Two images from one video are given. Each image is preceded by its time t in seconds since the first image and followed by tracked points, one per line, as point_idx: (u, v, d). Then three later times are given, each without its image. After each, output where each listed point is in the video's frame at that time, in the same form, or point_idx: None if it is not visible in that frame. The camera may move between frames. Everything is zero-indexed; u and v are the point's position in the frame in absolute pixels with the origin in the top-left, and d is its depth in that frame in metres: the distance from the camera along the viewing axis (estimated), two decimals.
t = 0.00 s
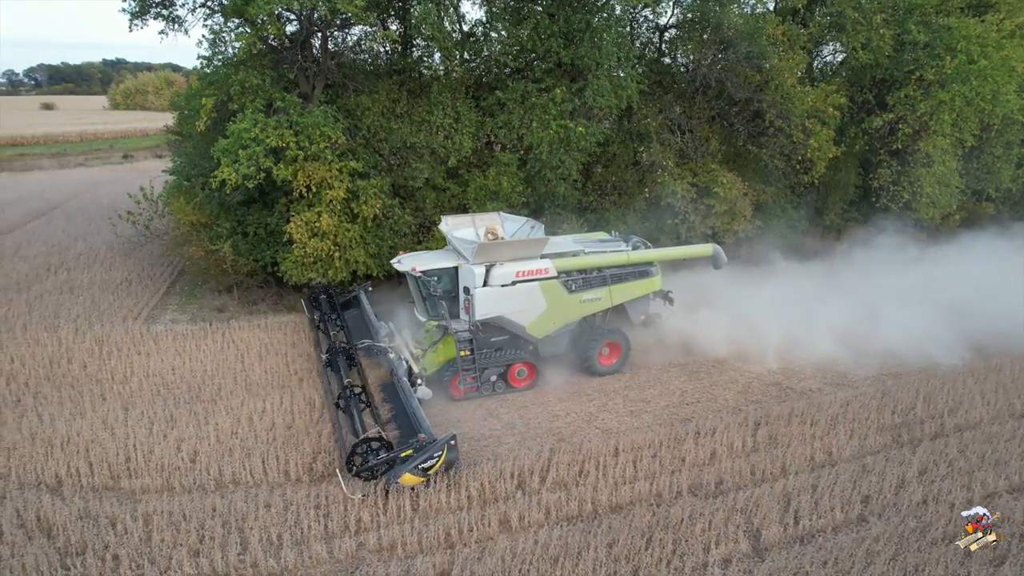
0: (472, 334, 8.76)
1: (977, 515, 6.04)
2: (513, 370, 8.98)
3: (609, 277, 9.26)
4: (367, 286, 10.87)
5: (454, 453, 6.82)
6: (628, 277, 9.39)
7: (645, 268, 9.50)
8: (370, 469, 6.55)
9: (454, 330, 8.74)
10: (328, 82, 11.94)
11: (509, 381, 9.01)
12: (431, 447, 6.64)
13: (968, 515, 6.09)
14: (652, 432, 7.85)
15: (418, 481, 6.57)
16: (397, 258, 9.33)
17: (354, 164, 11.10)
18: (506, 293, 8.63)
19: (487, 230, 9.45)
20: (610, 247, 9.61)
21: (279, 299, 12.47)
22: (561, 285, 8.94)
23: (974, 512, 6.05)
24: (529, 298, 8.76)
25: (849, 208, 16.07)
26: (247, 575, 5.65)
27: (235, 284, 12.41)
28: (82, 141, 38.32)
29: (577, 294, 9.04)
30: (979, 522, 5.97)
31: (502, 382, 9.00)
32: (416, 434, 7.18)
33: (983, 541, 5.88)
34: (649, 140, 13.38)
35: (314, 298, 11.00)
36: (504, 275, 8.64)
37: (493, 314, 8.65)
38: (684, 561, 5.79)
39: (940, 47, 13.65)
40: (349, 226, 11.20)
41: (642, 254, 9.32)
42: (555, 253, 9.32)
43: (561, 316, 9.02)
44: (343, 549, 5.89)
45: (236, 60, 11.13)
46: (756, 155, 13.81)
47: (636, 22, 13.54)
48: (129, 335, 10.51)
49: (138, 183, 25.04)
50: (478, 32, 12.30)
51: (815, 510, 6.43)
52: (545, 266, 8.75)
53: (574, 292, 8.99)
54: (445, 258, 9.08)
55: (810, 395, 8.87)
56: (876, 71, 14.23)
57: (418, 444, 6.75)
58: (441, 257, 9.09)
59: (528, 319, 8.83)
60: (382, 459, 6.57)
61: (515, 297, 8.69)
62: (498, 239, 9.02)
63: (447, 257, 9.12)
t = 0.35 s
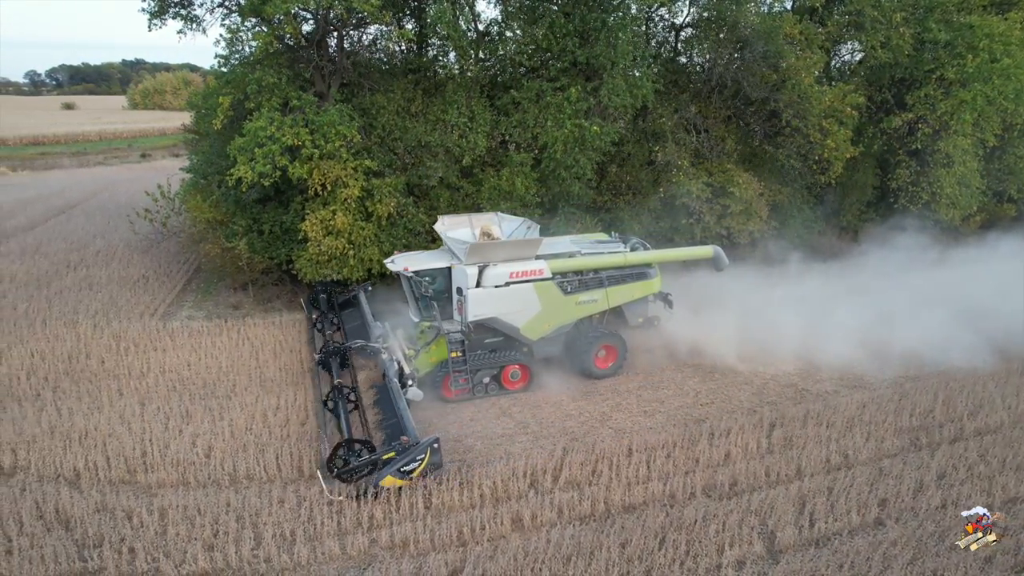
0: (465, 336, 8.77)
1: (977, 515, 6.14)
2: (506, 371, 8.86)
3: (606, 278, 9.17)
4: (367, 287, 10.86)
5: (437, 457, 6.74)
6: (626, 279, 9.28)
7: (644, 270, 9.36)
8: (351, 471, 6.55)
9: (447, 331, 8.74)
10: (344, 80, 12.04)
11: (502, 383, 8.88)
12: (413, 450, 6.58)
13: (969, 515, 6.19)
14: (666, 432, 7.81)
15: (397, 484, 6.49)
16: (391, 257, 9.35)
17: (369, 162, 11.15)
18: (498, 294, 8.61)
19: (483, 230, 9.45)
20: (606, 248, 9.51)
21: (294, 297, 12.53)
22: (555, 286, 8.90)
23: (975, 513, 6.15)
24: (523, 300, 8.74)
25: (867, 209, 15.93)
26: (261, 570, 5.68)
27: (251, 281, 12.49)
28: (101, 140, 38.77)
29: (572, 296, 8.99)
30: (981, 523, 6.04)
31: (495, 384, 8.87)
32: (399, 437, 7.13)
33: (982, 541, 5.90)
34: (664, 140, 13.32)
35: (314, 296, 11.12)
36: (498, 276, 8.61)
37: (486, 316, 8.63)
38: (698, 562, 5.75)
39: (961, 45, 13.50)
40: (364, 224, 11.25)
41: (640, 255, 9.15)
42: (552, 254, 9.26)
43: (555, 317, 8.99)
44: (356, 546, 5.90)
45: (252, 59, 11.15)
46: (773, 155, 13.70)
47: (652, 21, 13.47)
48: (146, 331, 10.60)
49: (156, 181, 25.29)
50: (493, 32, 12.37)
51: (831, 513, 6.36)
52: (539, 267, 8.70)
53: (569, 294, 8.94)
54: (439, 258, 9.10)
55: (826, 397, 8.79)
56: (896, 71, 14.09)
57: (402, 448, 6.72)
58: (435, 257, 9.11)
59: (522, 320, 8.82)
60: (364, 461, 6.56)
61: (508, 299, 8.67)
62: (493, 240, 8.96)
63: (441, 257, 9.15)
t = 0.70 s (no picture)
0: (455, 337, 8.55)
1: (977, 515, 6.14)
2: (498, 374, 8.71)
3: (602, 280, 9.00)
4: (367, 287, 10.90)
5: (418, 460, 6.69)
6: (623, 281, 9.09)
7: (640, 271, 9.18)
8: (331, 472, 6.56)
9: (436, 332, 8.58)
10: (361, 79, 12.07)
11: (494, 385, 8.75)
12: (393, 451, 6.56)
13: (968, 515, 6.19)
14: (681, 433, 7.76)
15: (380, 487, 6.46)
16: (384, 257, 9.25)
17: (386, 161, 11.17)
18: (491, 295, 8.45)
19: (478, 231, 9.32)
20: (604, 249, 9.50)
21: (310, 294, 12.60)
22: (550, 288, 8.73)
23: (975, 513, 6.16)
24: (516, 301, 8.58)
25: (887, 210, 15.75)
26: (276, 565, 5.71)
27: (268, 279, 12.57)
28: (122, 138, 39.21)
29: (566, 297, 8.82)
30: (980, 522, 6.04)
31: (487, 387, 8.75)
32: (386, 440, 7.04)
33: (983, 540, 5.89)
34: (681, 140, 13.25)
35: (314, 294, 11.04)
36: (491, 277, 8.46)
37: (477, 317, 8.47)
38: (713, 563, 5.71)
39: (986, 43, 13.30)
40: (380, 222, 11.28)
41: (637, 256, 8.92)
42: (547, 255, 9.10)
43: (550, 319, 8.82)
44: (369, 543, 5.90)
45: (269, 58, 11.20)
46: (791, 155, 13.57)
47: (669, 20, 13.39)
48: (164, 327, 10.70)
49: (175, 179, 25.54)
50: (510, 31, 12.29)
51: (848, 517, 6.29)
52: (533, 268, 8.55)
53: (564, 296, 8.78)
54: (430, 258, 9.02)
55: (844, 399, 8.70)
56: (918, 69, 13.91)
57: (383, 448, 6.68)
58: (428, 257, 9.03)
59: (515, 322, 8.66)
60: (342, 463, 6.57)
61: (501, 300, 8.51)
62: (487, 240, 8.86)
63: (434, 257, 9.08)
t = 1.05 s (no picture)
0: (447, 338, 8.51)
1: (977, 515, 6.03)
2: (491, 375, 8.66)
3: (597, 281, 8.91)
4: (367, 286, 10.87)
5: (400, 461, 6.61)
6: (619, 282, 9.00)
7: (638, 273, 9.08)
8: (312, 472, 6.50)
9: (428, 332, 8.51)
10: (377, 78, 12.10)
11: (487, 386, 8.69)
12: (376, 452, 6.48)
13: (969, 515, 6.09)
14: (696, 434, 7.72)
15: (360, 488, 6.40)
16: (377, 257, 9.12)
17: (402, 160, 11.22)
18: (484, 295, 8.36)
19: (473, 230, 9.07)
20: (602, 249, 9.39)
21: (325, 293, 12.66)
22: (544, 289, 8.64)
23: (974, 512, 6.04)
24: (510, 302, 8.48)
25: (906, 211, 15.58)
26: (290, 559, 5.74)
27: (284, 277, 12.64)
28: (141, 137, 39.62)
29: (561, 298, 8.73)
30: (979, 522, 5.96)
31: (479, 388, 8.67)
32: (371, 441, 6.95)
33: (980, 540, 5.86)
34: (698, 139, 13.18)
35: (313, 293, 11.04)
36: (483, 277, 8.35)
37: (470, 318, 8.38)
38: (727, 564, 5.68)
39: (1010, 42, 13.11)
40: (396, 221, 11.30)
41: (633, 258, 8.79)
42: (541, 256, 9.00)
43: (544, 320, 8.73)
44: (383, 539, 5.92)
45: (287, 56, 11.28)
46: (809, 155, 13.46)
47: (686, 19, 13.35)
48: (182, 324, 10.80)
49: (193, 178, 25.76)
50: (526, 29, 12.27)
51: (865, 520, 6.22)
52: (527, 269, 8.47)
53: (558, 297, 8.69)
54: (422, 257, 8.84)
55: (862, 401, 8.61)
56: (939, 68, 13.76)
57: (364, 449, 6.61)
58: (420, 257, 8.86)
59: (508, 323, 8.56)
60: (323, 463, 6.50)
61: (494, 301, 8.42)
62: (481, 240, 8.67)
63: (426, 257, 8.90)
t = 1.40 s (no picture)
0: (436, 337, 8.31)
1: (977, 515, 6.11)
2: (483, 375, 8.59)
3: (593, 283, 8.70)
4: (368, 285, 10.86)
5: (382, 462, 6.57)
6: (614, 284, 8.77)
7: (634, 275, 8.85)
8: (294, 471, 6.49)
9: (418, 332, 8.34)
10: (395, 78, 12.22)
11: (479, 387, 8.62)
12: (357, 452, 6.44)
13: (969, 515, 6.16)
14: (712, 435, 7.67)
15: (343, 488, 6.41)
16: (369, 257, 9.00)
17: (419, 159, 11.26)
18: (476, 296, 8.21)
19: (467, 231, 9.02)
20: (597, 250, 9.30)
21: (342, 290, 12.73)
22: (538, 290, 8.47)
23: (974, 512, 6.13)
24: (502, 303, 8.32)
25: (929, 213, 15.38)
26: (306, 554, 5.79)
27: (301, 274, 12.73)
28: (163, 136, 40.10)
29: (555, 300, 8.55)
30: (979, 523, 6.03)
31: (472, 389, 8.61)
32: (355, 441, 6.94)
33: (981, 540, 5.90)
34: (716, 139, 13.11)
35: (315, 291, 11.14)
36: (476, 278, 8.21)
37: (463, 319, 8.24)
38: (742, 566, 5.65)
39: None
40: (413, 220, 11.33)
41: (628, 259, 8.62)
42: (536, 257, 8.85)
43: (538, 322, 8.56)
44: (398, 535, 5.95)
45: (307, 56, 11.34)
46: (830, 155, 13.34)
47: (705, 19, 13.31)
48: (201, 320, 10.92)
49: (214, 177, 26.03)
50: (545, 29, 12.32)
51: (884, 525, 6.15)
52: (520, 269, 8.32)
53: (552, 298, 8.50)
54: (415, 257, 8.71)
55: (881, 404, 8.51)
56: (965, 67, 13.54)
57: (346, 449, 6.61)
58: (414, 258, 8.75)
59: (502, 324, 8.41)
60: (306, 462, 6.50)
61: (486, 301, 8.26)
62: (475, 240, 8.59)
63: (420, 257, 8.78)
